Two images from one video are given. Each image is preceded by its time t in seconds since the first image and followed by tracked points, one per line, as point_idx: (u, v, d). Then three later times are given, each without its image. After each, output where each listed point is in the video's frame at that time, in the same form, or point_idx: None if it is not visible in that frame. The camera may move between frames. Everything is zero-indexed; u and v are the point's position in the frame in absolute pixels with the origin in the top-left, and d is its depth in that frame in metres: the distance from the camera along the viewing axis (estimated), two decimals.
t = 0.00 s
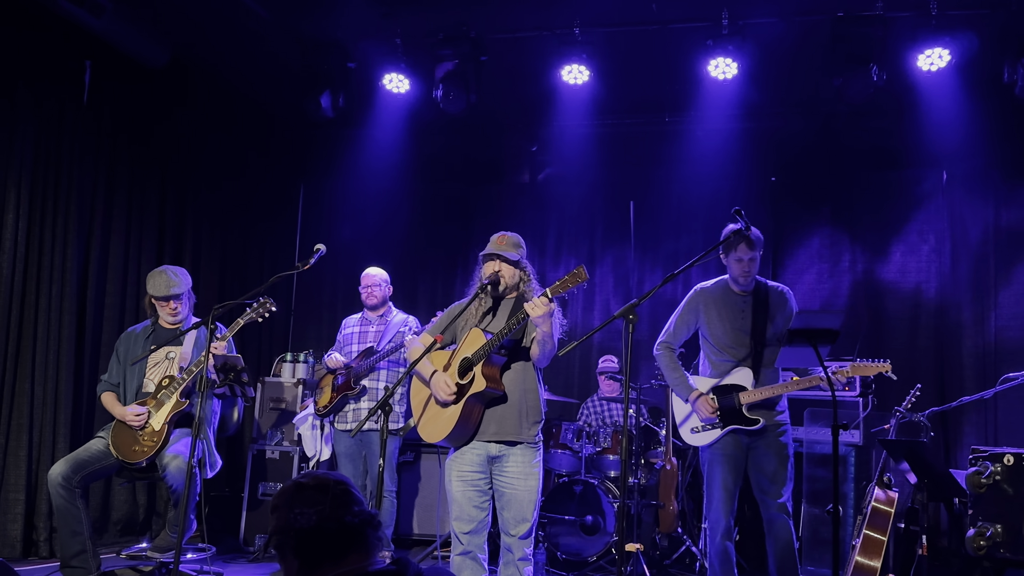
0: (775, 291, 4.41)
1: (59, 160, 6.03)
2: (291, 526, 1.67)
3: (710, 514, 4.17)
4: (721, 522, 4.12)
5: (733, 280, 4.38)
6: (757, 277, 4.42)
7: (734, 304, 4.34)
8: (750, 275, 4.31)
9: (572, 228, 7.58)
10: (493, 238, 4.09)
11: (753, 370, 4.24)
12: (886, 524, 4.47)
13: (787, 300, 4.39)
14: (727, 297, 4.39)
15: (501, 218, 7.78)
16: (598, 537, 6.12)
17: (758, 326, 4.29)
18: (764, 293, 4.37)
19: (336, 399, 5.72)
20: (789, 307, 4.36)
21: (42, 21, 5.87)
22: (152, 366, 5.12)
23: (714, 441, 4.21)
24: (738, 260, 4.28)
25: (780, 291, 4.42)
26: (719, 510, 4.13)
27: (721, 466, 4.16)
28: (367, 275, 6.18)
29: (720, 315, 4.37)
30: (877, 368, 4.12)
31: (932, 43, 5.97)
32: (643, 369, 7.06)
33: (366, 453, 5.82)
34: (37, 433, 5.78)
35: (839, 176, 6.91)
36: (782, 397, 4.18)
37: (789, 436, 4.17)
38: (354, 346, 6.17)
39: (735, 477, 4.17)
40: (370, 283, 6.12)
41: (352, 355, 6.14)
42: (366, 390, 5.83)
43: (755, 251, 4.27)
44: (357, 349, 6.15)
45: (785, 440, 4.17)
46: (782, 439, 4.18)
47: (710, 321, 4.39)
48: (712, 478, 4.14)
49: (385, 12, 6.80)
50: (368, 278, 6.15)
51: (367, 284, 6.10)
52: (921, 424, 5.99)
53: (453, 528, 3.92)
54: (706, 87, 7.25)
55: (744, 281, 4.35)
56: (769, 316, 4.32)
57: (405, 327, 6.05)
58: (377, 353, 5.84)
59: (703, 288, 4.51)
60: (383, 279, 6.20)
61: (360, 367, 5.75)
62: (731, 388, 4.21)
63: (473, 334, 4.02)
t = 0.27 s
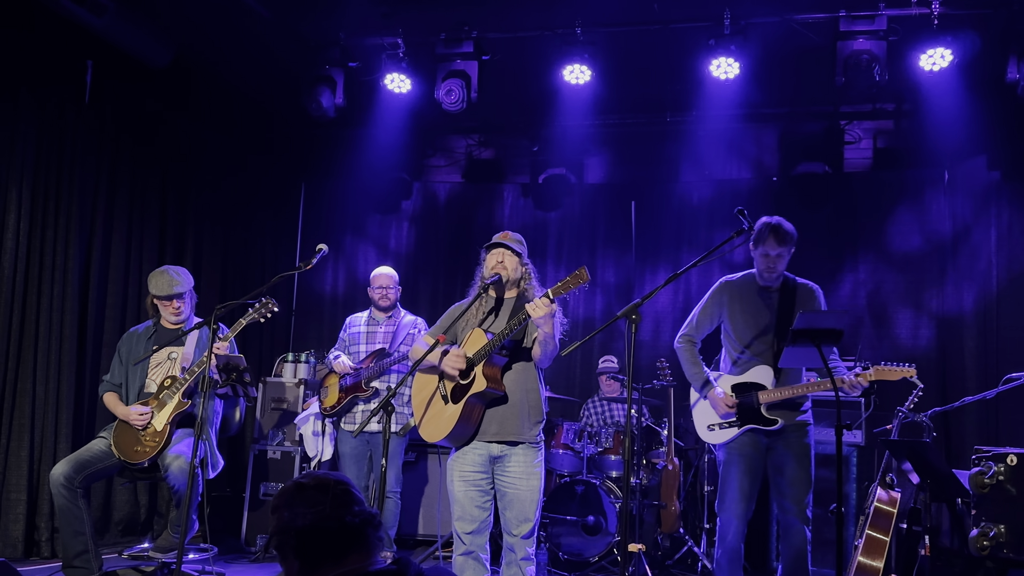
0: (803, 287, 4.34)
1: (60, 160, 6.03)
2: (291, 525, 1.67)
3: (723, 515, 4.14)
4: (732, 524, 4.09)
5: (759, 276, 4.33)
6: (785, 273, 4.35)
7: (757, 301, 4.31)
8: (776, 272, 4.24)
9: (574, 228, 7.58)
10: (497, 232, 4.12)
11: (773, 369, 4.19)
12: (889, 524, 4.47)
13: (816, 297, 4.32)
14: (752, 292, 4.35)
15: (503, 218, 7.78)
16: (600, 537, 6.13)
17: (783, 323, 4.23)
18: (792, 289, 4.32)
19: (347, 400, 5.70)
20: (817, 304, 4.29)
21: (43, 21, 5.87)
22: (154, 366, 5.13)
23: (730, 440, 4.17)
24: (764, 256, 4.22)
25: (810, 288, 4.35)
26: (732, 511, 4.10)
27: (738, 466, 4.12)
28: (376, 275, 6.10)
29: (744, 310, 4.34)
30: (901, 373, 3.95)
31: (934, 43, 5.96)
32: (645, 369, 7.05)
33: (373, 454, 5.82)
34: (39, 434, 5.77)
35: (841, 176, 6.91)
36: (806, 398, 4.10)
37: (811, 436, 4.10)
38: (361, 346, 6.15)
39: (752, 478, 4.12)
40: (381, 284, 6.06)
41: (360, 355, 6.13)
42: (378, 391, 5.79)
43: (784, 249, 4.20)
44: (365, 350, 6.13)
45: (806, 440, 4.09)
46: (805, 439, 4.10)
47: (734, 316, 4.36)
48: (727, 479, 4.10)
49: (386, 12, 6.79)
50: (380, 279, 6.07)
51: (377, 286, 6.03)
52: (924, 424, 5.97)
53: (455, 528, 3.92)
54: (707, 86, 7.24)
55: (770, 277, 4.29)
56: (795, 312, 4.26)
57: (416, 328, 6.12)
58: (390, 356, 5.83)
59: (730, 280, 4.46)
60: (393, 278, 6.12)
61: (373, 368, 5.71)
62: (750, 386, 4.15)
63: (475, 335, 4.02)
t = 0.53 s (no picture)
0: (828, 285, 4.27)
1: (64, 161, 6.04)
2: (295, 526, 1.67)
3: (734, 513, 4.07)
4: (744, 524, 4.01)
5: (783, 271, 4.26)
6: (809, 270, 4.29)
7: (779, 296, 4.24)
8: (801, 268, 4.18)
9: (576, 228, 7.58)
10: (499, 235, 4.11)
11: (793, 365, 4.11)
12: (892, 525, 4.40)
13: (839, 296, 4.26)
14: (775, 286, 4.28)
15: (505, 219, 7.78)
16: (602, 537, 6.14)
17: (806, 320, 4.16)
18: (817, 286, 4.24)
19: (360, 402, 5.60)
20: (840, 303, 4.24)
21: (47, 22, 5.88)
22: (159, 367, 5.15)
23: (744, 436, 4.07)
24: (790, 251, 4.16)
25: (833, 286, 4.29)
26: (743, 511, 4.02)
27: (749, 464, 4.04)
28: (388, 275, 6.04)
29: (765, 305, 4.26)
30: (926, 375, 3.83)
31: (937, 43, 5.95)
32: (648, 370, 7.05)
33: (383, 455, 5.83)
34: (42, 435, 5.78)
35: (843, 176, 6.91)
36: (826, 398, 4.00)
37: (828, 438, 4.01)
38: (372, 346, 6.12)
39: (763, 480, 4.03)
40: (395, 284, 6.01)
41: (371, 355, 6.10)
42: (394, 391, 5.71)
43: (812, 246, 4.13)
44: (375, 351, 6.10)
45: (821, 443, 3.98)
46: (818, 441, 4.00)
47: (754, 310, 4.28)
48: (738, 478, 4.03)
49: (389, 12, 6.79)
50: (394, 279, 6.02)
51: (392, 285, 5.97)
52: (927, 425, 5.98)
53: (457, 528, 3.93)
54: (711, 86, 7.23)
55: (795, 273, 4.22)
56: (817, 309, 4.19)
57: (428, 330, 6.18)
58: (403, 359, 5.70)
59: (753, 274, 4.39)
60: (404, 277, 6.08)
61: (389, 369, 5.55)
62: (770, 383, 4.05)
63: (477, 334, 4.03)
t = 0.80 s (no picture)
0: (839, 283, 4.26)
1: (68, 161, 6.04)
2: (308, 526, 1.66)
3: (746, 510, 4.06)
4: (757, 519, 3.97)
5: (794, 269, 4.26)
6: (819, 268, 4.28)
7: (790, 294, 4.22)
8: (812, 266, 4.17)
9: (580, 228, 7.58)
10: (492, 244, 4.08)
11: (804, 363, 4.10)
12: (897, 525, 4.46)
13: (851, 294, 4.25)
14: (785, 284, 4.27)
15: (508, 219, 7.78)
16: (606, 538, 6.13)
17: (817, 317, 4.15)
18: (828, 283, 4.23)
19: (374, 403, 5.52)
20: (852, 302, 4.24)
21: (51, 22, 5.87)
22: (163, 367, 5.13)
23: (753, 435, 4.08)
24: (801, 248, 4.16)
25: (843, 283, 4.28)
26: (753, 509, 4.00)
27: (759, 460, 4.06)
28: (402, 275, 6.10)
29: (774, 302, 4.25)
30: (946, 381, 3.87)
31: (942, 43, 5.94)
32: (652, 370, 7.05)
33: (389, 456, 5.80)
34: (46, 436, 5.78)
35: (846, 176, 6.91)
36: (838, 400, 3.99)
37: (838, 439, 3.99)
38: (384, 347, 6.10)
39: (772, 476, 4.04)
40: (407, 283, 6.03)
41: (383, 355, 6.09)
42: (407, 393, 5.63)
43: (823, 244, 4.14)
44: (387, 351, 6.09)
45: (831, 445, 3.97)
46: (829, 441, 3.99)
47: (764, 308, 4.27)
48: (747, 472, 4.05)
49: (393, 13, 6.79)
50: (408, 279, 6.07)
51: (405, 285, 6.00)
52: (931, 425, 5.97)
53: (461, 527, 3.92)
54: (714, 87, 7.23)
55: (806, 270, 4.21)
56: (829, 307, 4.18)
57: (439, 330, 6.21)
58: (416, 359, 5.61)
59: (764, 270, 4.37)
60: (417, 277, 6.11)
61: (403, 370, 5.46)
62: (782, 382, 4.05)
63: (480, 334, 4.05)
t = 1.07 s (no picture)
0: (836, 279, 4.24)
1: (71, 160, 6.02)
2: (322, 526, 1.66)
3: (750, 514, 4.05)
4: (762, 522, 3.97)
5: (789, 268, 4.26)
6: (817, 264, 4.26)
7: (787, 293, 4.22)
8: (807, 263, 4.15)
9: (583, 228, 7.57)
10: (492, 245, 4.07)
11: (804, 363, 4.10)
12: (903, 526, 4.46)
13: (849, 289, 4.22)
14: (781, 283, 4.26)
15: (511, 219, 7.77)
16: (609, 538, 6.12)
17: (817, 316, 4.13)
18: (825, 279, 4.21)
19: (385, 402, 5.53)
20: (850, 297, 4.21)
21: (55, 21, 5.86)
22: (167, 367, 5.13)
23: (759, 438, 4.04)
24: (796, 247, 4.14)
25: (841, 278, 4.26)
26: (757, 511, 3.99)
27: (763, 463, 4.03)
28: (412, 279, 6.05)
29: (772, 302, 4.24)
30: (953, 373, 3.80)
31: (946, 43, 5.94)
32: (656, 371, 7.05)
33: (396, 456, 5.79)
34: (49, 436, 5.76)
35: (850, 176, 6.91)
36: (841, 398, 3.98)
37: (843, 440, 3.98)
38: (393, 347, 6.08)
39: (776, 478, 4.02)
40: (417, 289, 6.00)
41: (392, 355, 6.06)
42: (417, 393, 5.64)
43: (817, 241, 4.11)
44: (397, 351, 6.07)
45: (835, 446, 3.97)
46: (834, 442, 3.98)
47: (762, 308, 4.27)
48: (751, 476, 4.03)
49: (397, 12, 6.78)
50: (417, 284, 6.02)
51: (415, 291, 5.97)
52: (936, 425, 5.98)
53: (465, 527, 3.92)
54: (718, 86, 7.23)
55: (803, 269, 4.20)
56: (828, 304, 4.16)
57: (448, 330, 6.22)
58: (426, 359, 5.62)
59: (760, 269, 4.37)
60: (426, 281, 6.08)
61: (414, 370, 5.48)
62: (786, 382, 4.01)
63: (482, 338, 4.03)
